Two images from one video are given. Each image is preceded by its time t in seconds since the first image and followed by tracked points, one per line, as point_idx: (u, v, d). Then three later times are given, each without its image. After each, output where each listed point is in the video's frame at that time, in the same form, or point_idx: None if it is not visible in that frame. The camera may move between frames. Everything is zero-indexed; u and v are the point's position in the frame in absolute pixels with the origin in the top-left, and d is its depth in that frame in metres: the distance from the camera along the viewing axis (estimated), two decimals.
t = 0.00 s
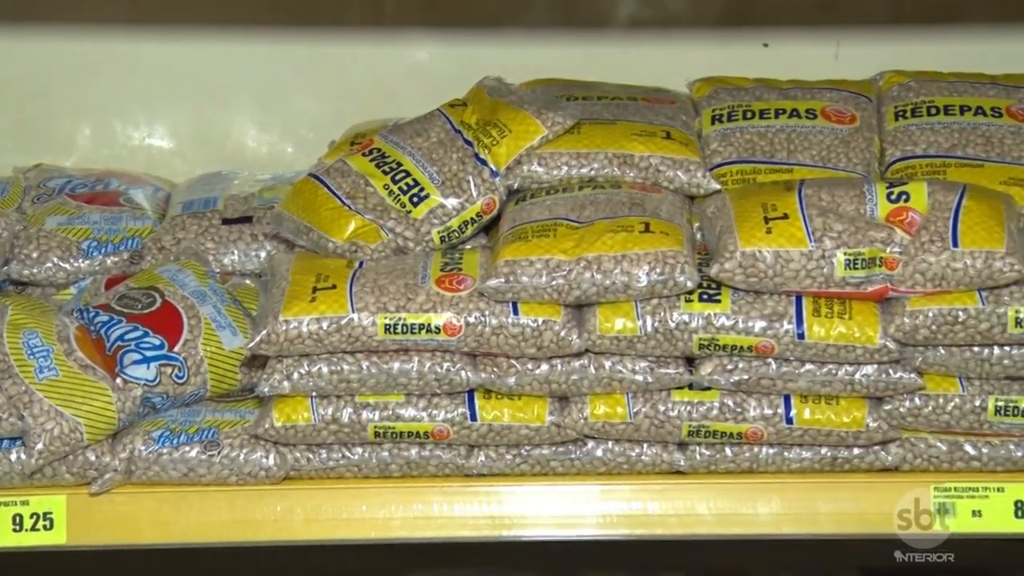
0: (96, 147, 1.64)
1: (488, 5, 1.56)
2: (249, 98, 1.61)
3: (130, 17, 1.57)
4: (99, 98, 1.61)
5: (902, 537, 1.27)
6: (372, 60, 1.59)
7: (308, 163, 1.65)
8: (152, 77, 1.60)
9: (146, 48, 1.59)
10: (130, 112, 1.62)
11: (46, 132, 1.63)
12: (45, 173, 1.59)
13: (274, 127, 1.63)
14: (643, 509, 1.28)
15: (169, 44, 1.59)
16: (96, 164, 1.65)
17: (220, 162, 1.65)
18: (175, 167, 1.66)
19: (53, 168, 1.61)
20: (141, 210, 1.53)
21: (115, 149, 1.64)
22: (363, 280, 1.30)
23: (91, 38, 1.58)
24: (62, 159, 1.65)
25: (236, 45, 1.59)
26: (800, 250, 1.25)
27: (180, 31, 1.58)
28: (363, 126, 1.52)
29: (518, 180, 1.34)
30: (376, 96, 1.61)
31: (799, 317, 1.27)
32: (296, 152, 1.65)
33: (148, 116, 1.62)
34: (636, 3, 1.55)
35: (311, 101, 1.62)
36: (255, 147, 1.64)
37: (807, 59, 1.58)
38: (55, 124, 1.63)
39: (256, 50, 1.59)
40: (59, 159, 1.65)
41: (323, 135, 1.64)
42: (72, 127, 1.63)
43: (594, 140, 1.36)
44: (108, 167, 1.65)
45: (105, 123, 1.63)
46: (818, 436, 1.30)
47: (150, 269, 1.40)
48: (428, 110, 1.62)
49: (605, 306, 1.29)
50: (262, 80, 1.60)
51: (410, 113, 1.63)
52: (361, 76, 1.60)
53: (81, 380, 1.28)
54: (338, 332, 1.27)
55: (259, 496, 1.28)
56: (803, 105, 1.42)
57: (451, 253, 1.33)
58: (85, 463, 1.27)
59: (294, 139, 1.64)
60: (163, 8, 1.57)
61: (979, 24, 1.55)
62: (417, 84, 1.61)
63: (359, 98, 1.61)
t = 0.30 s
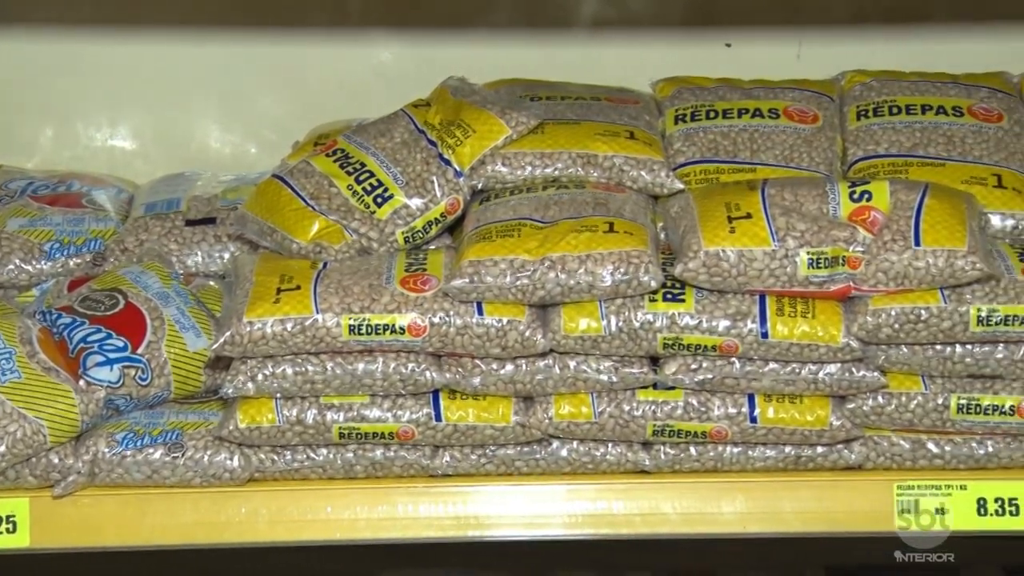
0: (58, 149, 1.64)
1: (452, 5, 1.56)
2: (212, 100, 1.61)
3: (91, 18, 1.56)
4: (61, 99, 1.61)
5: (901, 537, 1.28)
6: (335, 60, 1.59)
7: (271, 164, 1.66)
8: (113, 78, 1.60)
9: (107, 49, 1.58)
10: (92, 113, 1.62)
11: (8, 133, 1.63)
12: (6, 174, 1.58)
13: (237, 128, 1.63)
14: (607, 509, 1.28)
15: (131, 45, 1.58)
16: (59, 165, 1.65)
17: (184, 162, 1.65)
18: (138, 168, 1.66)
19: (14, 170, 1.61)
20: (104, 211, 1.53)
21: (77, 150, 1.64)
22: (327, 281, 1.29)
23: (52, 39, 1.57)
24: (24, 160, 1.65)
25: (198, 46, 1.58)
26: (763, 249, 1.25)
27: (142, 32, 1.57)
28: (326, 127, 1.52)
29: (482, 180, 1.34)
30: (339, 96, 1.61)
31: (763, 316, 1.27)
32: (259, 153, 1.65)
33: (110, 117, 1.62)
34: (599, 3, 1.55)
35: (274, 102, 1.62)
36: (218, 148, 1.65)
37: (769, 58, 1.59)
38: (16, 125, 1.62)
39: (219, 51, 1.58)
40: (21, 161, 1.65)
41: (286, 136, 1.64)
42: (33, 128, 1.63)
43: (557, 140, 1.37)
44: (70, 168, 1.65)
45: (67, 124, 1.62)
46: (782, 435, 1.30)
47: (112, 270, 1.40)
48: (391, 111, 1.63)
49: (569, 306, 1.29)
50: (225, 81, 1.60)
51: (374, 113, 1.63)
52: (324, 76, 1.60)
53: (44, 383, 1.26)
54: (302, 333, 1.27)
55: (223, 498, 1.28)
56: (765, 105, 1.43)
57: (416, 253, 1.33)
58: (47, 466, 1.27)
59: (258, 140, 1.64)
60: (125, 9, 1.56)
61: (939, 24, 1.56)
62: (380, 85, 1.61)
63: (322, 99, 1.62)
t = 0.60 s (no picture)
0: (28, 150, 1.63)
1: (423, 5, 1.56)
2: (183, 100, 1.61)
3: (61, 18, 1.56)
4: (30, 100, 1.60)
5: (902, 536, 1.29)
6: (306, 60, 1.59)
7: (243, 165, 1.66)
8: (83, 78, 1.59)
9: (77, 49, 1.58)
10: (61, 113, 1.61)
11: None
12: None
13: (208, 128, 1.63)
14: (580, 509, 1.28)
15: (101, 45, 1.58)
16: (28, 166, 1.64)
17: (155, 163, 1.65)
18: (108, 169, 1.65)
19: None
20: (74, 212, 1.52)
21: (47, 151, 1.63)
22: (298, 282, 1.29)
23: (22, 39, 1.57)
24: None
25: (168, 47, 1.58)
26: (734, 249, 1.25)
27: (112, 31, 1.57)
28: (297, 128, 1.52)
29: (453, 180, 1.35)
30: (310, 97, 1.61)
31: (734, 315, 1.27)
32: (230, 154, 1.65)
33: (80, 118, 1.62)
34: (570, 3, 1.55)
35: (245, 102, 1.62)
36: (189, 149, 1.64)
37: (740, 58, 1.59)
38: None
39: (189, 51, 1.58)
40: None
41: (257, 136, 1.64)
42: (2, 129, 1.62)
43: (529, 140, 1.37)
44: (40, 169, 1.64)
45: (36, 124, 1.62)
46: (753, 434, 1.31)
47: (83, 271, 1.40)
48: (363, 111, 1.62)
49: (541, 306, 1.29)
50: (196, 82, 1.60)
51: (345, 114, 1.63)
52: (295, 76, 1.60)
53: (14, 384, 1.26)
54: (273, 334, 1.26)
55: (195, 499, 1.28)
56: (736, 105, 1.44)
57: (388, 253, 1.33)
58: (18, 468, 1.26)
59: (228, 140, 1.64)
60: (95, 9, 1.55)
61: (909, 23, 1.56)
62: (351, 85, 1.60)
63: (293, 100, 1.61)
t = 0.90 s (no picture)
0: None
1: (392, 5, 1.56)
2: (152, 101, 1.61)
3: (29, 19, 1.55)
4: None
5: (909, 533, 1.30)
6: (276, 61, 1.59)
7: (212, 165, 1.66)
8: (51, 79, 1.59)
9: (45, 49, 1.57)
10: (29, 114, 1.61)
11: None
12: None
13: (177, 129, 1.63)
14: (550, 508, 1.28)
15: (68, 46, 1.57)
16: None
17: (124, 164, 1.65)
18: (77, 170, 1.65)
19: None
20: (43, 213, 1.52)
21: (15, 152, 1.63)
22: (268, 283, 1.29)
23: None
24: None
25: (137, 47, 1.58)
26: (704, 248, 1.25)
27: (80, 32, 1.56)
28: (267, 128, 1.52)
29: (423, 180, 1.35)
30: (279, 97, 1.62)
31: (704, 314, 1.27)
32: (200, 154, 1.65)
33: (48, 119, 1.61)
34: (539, 3, 1.55)
35: (214, 103, 1.62)
36: (159, 149, 1.65)
37: (708, 59, 1.60)
38: None
39: (158, 51, 1.58)
40: None
41: (227, 137, 1.65)
42: None
43: (499, 140, 1.38)
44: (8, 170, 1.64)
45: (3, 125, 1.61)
46: (724, 433, 1.31)
47: (51, 273, 1.39)
48: (333, 111, 1.63)
49: (512, 306, 1.29)
50: (165, 82, 1.60)
51: (314, 114, 1.63)
52: (264, 77, 1.60)
53: None
54: (243, 335, 1.26)
55: (165, 500, 1.28)
56: (705, 105, 1.44)
57: (358, 254, 1.33)
58: None
59: (198, 141, 1.64)
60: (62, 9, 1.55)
61: (877, 23, 1.57)
62: (320, 85, 1.61)
63: (262, 100, 1.62)
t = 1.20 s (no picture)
0: None
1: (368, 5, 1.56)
2: (127, 101, 1.61)
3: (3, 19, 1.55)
4: None
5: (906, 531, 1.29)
6: (251, 61, 1.59)
7: (187, 166, 1.66)
8: (26, 79, 1.58)
9: (19, 50, 1.57)
10: (3, 115, 1.60)
11: None
12: None
13: (152, 129, 1.63)
14: (528, 508, 1.28)
15: (43, 46, 1.57)
16: None
17: (98, 165, 1.65)
18: (51, 171, 1.65)
19: None
20: (17, 214, 1.52)
21: None
22: (244, 283, 1.29)
23: None
24: None
25: (112, 47, 1.57)
26: (680, 248, 1.25)
27: (55, 32, 1.56)
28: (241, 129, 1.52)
29: (399, 180, 1.35)
30: (254, 97, 1.61)
31: (680, 314, 1.27)
32: (175, 155, 1.65)
33: (22, 120, 1.61)
34: (515, 3, 1.55)
35: (189, 103, 1.62)
36: (133, 150, 1.64)
37: (684, 59, 1.60)
38: None
39: (133, 51, 1.58)
40: None
41: (202, 138, 1.64)
42: None
43: (475, 140, 1.38)
44: None
45: None
46: (701, 432, 1.31)
47: (26, 274, 1.39)
48: (308, 111, 1.62)
49: (488, 306, 1.29)
50: (139, 82, 1.60)
51: (289, 114, 1.63)
52: (239, 77, 1.60)
53: None
54: (220, 335, 1.26)
55: (141, 501, 1.27)
56: (681, 104, 1.45)
57: (334, 254, 1.33)
58: None
59: (173, 141, 1.64)
60: (38, 10, 1.55)
61: (851, 23, 1.58)
62: (295, 85, 1.61)
63: (237, 100, 1.61)
